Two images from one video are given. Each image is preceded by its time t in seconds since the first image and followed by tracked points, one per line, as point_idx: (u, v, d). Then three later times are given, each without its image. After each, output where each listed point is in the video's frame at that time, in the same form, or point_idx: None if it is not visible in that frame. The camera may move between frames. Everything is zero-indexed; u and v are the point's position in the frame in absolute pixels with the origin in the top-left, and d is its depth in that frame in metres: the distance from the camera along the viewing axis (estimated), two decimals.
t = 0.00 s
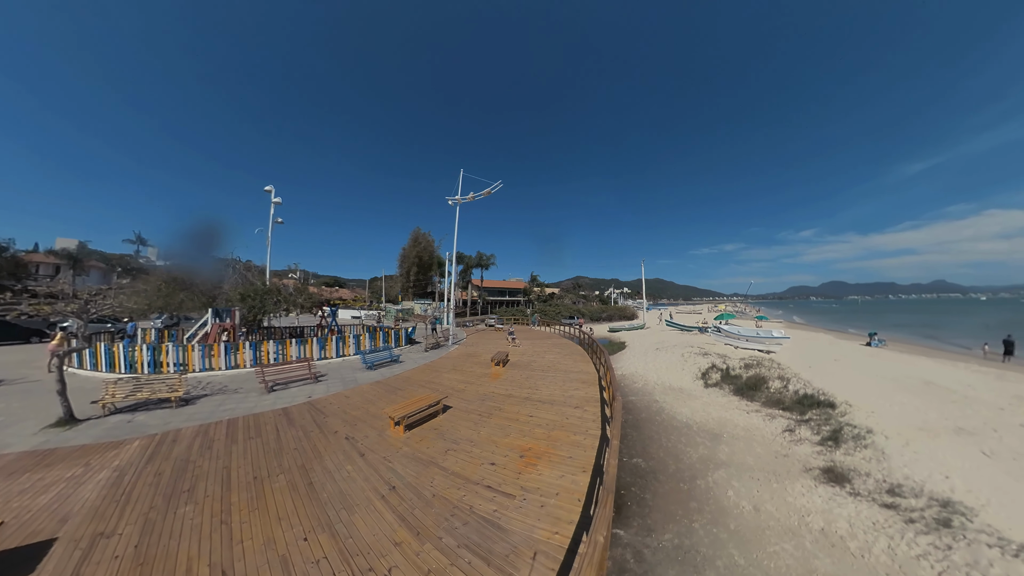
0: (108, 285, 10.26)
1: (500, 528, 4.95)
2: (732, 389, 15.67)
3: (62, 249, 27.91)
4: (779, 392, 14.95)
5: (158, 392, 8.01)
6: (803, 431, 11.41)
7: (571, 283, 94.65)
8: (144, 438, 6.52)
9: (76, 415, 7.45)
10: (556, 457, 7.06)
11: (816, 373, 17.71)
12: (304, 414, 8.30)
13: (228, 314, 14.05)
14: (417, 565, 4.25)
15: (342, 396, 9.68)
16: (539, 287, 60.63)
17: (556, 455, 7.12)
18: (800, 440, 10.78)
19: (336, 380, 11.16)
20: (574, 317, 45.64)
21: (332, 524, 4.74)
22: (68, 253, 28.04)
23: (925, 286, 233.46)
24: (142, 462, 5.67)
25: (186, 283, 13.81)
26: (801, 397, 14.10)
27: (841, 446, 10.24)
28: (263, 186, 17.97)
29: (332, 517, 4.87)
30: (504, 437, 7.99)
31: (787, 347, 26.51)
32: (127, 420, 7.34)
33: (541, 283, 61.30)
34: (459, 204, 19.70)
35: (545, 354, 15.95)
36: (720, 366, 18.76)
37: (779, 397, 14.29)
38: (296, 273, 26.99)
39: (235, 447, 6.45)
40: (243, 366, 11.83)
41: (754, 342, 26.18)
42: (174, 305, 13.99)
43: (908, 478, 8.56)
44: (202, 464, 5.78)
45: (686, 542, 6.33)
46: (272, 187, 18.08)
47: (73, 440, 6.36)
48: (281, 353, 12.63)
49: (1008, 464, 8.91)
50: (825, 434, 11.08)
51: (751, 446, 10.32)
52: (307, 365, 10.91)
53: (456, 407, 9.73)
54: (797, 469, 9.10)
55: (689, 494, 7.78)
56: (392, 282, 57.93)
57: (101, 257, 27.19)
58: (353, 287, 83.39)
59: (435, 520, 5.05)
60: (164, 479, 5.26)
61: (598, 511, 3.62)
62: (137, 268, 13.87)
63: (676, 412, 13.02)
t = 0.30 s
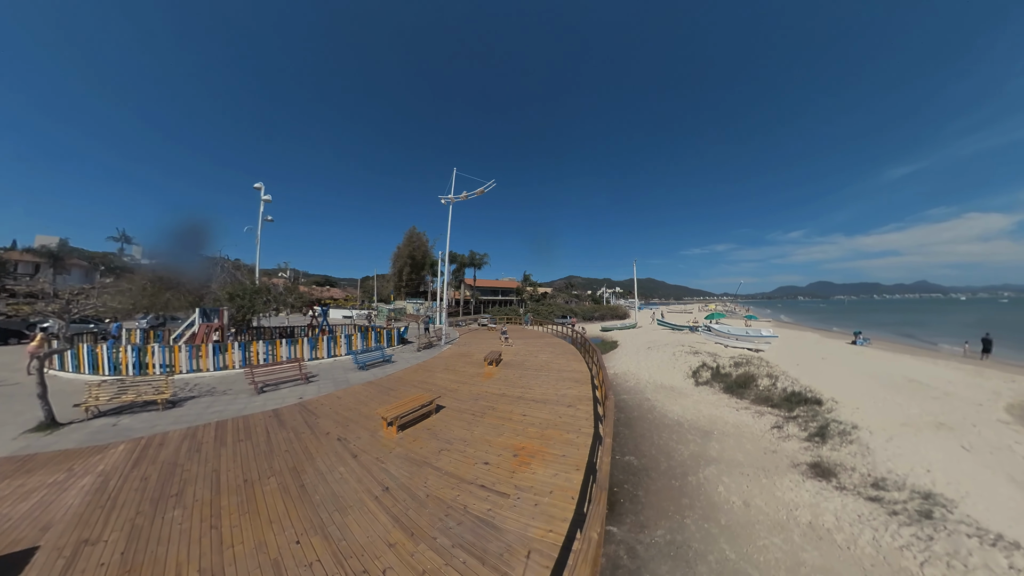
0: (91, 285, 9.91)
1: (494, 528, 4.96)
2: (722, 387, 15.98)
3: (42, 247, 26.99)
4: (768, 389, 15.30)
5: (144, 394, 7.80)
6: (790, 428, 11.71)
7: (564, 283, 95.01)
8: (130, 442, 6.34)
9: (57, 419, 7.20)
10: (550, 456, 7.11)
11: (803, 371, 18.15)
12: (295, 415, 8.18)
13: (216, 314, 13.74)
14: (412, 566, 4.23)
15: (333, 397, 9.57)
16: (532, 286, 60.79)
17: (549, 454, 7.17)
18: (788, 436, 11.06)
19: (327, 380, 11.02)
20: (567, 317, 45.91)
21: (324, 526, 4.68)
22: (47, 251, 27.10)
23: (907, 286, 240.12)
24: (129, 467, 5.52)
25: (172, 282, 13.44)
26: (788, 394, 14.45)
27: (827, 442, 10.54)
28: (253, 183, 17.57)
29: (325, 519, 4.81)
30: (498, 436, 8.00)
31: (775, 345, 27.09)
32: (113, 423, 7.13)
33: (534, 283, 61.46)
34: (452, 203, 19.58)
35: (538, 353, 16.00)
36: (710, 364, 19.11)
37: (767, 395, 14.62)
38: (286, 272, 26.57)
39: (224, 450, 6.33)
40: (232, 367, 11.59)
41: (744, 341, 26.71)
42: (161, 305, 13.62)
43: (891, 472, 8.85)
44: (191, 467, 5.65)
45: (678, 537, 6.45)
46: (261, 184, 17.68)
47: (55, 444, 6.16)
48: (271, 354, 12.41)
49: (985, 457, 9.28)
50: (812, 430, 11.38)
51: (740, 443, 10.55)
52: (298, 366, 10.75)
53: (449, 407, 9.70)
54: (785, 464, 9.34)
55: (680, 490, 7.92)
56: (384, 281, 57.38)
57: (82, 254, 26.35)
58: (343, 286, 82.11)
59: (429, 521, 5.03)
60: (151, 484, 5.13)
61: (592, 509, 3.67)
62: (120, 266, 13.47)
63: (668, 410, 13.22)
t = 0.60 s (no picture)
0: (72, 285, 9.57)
1: (489, 527, 4.97)
2: (713, 385, 16.27)
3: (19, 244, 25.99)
4: (757, 387, 15.63)
5: (129, 397, 7.57)
6: (779, 424, 12.00)
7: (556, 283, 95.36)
8: (114, 446, 6.16)
9: (37, 423, 6.95)
10: (543, 454, 7.14)
11: (791, 369, 18.58)
12: (285, 416, 8.05)
13: (203, 314, 13.41)
14: (407, 567, 4.21)
15: (325, 398, 9.43)
16: (525, 286, 60.88)
17: (543, 453, 7.20)
18: (777, 433, 11.34)
19: (319, 381, 10.86)
20: (560, 317, 46.13)
21: (317, 529, 4.63)
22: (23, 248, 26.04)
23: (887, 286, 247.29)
24: (113, 472, 5.36)
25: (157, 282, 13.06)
26: (777, 391, 14.80)
27: (814, 438, 10.83)
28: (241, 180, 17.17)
29: (318, 521, 4.76)
30: (492, 435, 8.00)
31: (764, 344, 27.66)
32: (96, 427, 6.91)
33: (527, 282, 61.57)
34: (446, 202, 19.49)
35: (531, 352, 16.04)
36: (701, 363, 19.42)
37: (757, 392, 14.94)
38: (276, 271, 26.12)
39: (213, 453, 6.19)
40: (220, 369, 11.33)
41: (734, 340, 27.23)
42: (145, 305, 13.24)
43: (876, 466, 9.14)
44: (179, 472, 5.52)
45: (671, 533, 6.55)
46: (250, 181, 17.28)
47: (35, 449, 5.95)
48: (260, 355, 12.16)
49: (965, 451, 9.64)
50: (800, 426, 11.68)
51: (731, 439, 10.77)
52: (289, 367, 10.57)
53: (442, 407, 9.65)
54: (774, 460, 9.56)
55: (673, 487, 8.04)
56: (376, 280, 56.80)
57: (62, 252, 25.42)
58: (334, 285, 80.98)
59: (424, 521, 5.02)
60: (137, 489, 4.99)
61: (587, 506, 3.71)
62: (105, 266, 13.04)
63: (660, 408, 13.41)
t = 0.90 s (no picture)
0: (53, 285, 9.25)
1: (484, 527, 4.98)
2: (704, 383, 16.54)
3: None
4: (747, 384, 15.97)
5: (114, 400, 7.35)
6: (768, 421, 12.28)
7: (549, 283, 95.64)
8: (98, 450, 5.97)
9: (15, 428, 6.70)
10: (537, 453, 7.18)
11: (779, 367, 19.00)
12: (276, 418, 7.91)
13: (191, 314, 13.09)
14: (402, 568, 4.20)
15: (317, 399, 9.29)
16: (518, 285, 60.94)
17: (537, 452, 7.23)
18: (766, 429, 11.62)
19: (310, 382, 10.70)
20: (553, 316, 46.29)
21: (311, 532, 4.57)
22: None
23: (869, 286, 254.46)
24: (97, 477, 5.21)
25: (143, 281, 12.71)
26: (766, 389, 15.14)
27: (802, 434, 11.12)
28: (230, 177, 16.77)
29: (311, 525, 4.70)
30: (486, 435, 8.00)
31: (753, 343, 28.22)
32: (78, 431, 6.69)
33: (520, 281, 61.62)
34: (439, 200, 19.36)
35: (524, 352, 16.06)
36: (692, 362, 19.73)
37: (746, 390, 15.26)
38: (265, 269, 25.64)
39: (201, 457, 6.05)
40: (208, 370, 11.08)
41: (724, 339, 27.71)
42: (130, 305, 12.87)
43: (861, 460, 9.43)
44: (166, 476, 5.38)
45: (664, 529, 6.65)
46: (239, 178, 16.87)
47: (14, 455, 5.74)
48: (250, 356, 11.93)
49: (946, 446, 10.00)
50: (788, 423, 11.97)
51: (721, 436, 10.98)
52: (279, 368, 10.39)
53: (435, 407, 9.61)
54: (764, 456, 9.79)
55: (666, 484, 8.16)
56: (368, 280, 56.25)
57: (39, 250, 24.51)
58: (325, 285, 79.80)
59: (418, 522, 4.99)
60: (123, 494, 4.85)
61: (581, 505, 3.74)
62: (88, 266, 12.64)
63: (653, 406, 13.58)
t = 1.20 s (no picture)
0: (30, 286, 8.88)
1: (477, 525, 4.99)
2: (694, 381, 16.83)
3: None
4: (736, 382, 16.30)
5: (98, 403, 7.14)
6: (757, 417, 12.56)
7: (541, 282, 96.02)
8: (81, 454, 5.80)
9: None
10: (530, 452, 7.21)
11: (767, 365, 19.42)
12: (265, 419, 7.78)
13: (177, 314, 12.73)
14: (395, 569, 4.17)
15: (307, 400, 9.18)
16: (510, 285, 61.04)
17: (530, 451, 7.26)
18: (754, 426, 11.88)
19: (300, 382, 10.55)
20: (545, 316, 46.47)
21: (302, 534, 4.53)
22: None
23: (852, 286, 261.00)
24: (81, 482, 5.06)
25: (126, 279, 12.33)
26: (754, 386, 15.48)
27: (789, 430, 11.41)
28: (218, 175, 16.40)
29: (302, 526, 4.65)
30: (478, 434, 8.00)
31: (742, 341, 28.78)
32: (60, 435, 6.48)
33: (513, 281, 61.68)
34: (432, 199, 19.25)
35: (517, 351, 16.10)
36: (682, 360, 20.05)
37: (735, 387, 15.59)
38: (254, 268, 25.18)
39: (189, 459, 5.92)
40: (196, 372, 10.83)
41: (714, 338, 28.20)
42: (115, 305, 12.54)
43: (846, 455, 9.72)
44: (153, 479, 5.26)
45: (655, 525, 6.76)
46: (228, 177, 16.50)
47: None
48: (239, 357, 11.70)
49: (926, 440, 10.36)
50: (776, 419, 12.26)
51: (711, 433, 11.20)
52: (269, 368, 10.22)
53: (428, 407, 9.57)
54: (752, 452, 10.01)
55: (657, 480, 8.29)
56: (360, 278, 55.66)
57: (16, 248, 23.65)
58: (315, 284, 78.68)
59: (411, 522, 4.98)
60: (108, 499, 4.72)
61: (573, 502, 3.78)
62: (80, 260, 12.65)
63: (644, 404, 13.77)
